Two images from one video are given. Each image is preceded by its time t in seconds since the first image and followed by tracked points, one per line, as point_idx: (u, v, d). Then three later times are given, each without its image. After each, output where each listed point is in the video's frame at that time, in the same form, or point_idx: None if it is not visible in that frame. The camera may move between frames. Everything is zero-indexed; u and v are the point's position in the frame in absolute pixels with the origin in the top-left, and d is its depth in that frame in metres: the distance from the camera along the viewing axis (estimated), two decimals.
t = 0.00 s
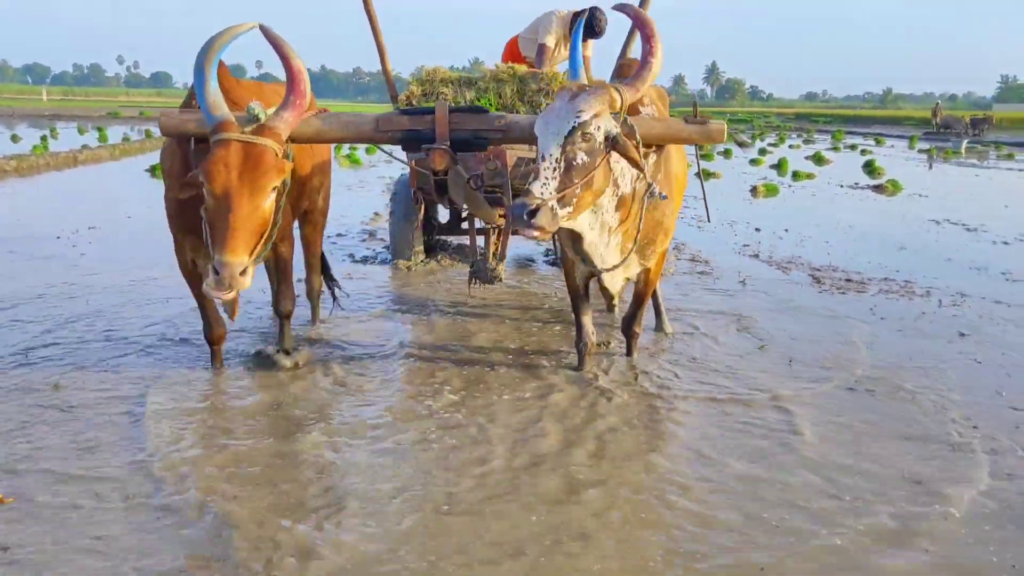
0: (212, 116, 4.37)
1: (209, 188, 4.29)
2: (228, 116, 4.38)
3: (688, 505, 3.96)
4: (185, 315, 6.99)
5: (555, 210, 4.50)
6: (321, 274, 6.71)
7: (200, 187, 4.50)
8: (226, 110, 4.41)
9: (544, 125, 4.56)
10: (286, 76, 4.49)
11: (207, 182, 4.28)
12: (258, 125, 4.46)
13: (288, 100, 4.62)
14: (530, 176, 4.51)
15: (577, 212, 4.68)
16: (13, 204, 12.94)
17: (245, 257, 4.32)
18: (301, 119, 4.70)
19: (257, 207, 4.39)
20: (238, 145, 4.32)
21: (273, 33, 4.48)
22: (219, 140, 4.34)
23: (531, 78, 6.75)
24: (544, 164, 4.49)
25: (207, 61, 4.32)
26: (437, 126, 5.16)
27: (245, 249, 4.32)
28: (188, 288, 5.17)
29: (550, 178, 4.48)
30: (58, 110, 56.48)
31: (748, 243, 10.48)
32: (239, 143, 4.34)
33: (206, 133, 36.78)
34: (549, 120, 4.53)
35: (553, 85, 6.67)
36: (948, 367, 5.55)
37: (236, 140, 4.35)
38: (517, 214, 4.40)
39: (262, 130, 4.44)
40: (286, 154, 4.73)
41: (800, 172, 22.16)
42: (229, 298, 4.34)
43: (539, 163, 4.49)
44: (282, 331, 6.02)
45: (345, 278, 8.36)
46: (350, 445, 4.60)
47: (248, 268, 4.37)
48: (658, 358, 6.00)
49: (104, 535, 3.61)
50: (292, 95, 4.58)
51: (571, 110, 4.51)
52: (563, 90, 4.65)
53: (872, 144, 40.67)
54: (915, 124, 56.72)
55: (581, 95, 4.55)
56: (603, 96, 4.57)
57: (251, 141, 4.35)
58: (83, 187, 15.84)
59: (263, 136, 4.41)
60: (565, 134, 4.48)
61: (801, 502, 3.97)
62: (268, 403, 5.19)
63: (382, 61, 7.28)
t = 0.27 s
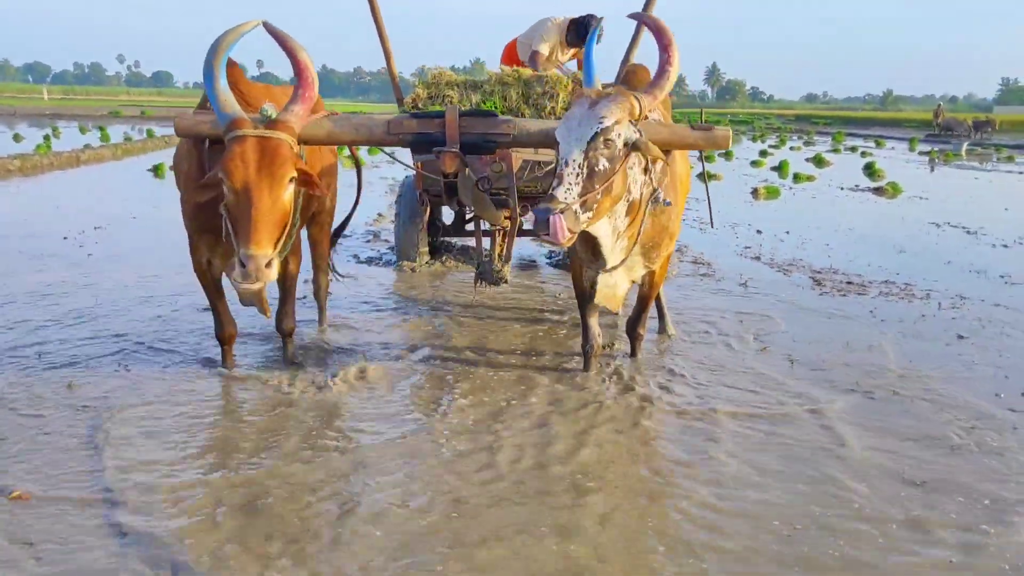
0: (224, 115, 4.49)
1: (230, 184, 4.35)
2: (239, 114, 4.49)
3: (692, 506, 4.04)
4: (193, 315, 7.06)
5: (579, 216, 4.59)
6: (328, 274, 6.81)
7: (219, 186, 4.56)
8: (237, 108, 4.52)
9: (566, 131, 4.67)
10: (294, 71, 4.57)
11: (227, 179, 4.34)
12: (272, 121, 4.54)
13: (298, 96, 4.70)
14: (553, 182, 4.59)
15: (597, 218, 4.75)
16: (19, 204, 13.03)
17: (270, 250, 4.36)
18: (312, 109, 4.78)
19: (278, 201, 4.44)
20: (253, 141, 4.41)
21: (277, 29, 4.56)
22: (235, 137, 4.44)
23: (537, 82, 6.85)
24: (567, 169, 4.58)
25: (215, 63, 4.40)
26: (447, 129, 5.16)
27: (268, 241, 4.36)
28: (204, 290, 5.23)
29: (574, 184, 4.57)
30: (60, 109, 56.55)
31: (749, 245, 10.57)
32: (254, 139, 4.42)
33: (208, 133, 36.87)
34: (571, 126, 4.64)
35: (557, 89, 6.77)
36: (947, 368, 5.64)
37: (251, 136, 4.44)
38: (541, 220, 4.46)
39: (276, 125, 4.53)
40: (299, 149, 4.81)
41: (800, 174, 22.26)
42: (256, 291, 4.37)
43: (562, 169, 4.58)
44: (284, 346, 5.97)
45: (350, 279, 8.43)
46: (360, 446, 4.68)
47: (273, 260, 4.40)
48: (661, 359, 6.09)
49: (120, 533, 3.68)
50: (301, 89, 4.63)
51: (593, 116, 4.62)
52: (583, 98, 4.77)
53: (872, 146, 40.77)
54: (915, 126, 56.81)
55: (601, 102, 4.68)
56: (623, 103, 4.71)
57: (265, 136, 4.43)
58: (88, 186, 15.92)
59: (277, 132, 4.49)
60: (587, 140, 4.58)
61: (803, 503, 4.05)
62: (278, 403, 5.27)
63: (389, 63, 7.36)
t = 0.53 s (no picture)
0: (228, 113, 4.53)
1: (232, 182, 4.38)
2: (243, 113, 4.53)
3: (685, 511, 4.08)
4: (188, 317, 7.07)
5: (581, 220, 4.65)
6: (324, 277, 6.84)
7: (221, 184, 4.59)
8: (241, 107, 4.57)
9: (569, 135, 4.74)
10: (298, 72, 4.60)
11: (229, 176, 4.37)
12: (274, 121, 4.57)
13: (301, 98, 4.73)
14: (556, 186, 4.65)
15: (598, 222, 4.82)
16: (14, 203, 13.01)
17: (270, 248, 4.38)
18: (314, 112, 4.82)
19: (280, 200, 4.46)
20: (256, 139, 4.43)
21: (284, 31, 4.61)
22: (238, 135, 4.46)
23: (533, 87, 6.90)
24: (570, 173, 4.65)
25: (221, 62, 4.47)
26: (446, 133, 5.23)
27: (269, 239, 4.37)
28: (202, 290, 5.25)
29: (576, 188, 4.64)
30: (54, 108, 56.38)
31: (742, 251, 10.62)
32: (257, 137, 4.44)
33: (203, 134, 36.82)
34: (574, 130, 4.72)
35: (554, 94, 6.82)
36: (935, 374, 5.70)
37: (254, 135, 4.46)
38: (544, 224, 4.51)
39: (279, 124, 4.56)
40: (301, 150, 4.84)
41: (793, 181, 22.36)
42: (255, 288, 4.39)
43: (565, 173, 4.65)
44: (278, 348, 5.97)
45: (346, 282, 8.45)
46: (355, 450, 4.70)
47: (273, 258, 4.41)
48: (654, 364, 6.13)
49: (117, 536, 3.69)
50: (305, 92, 4.69)
51: (597, 122, 4.70)
52: (586, 104, 4.85)
53: (866, 153, 40.95)
54: (909, 134, 57.08)
55: (604, 108, 4.77)
56: (626, 109, 4.80)
57: (269, 135, 4.46)
58: (83, 186, 15.91)
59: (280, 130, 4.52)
60: (591, 145, 4.66)
61: (795, 509, 4.09)
62: (274, 405, 5.29)
63: (386, 67, 7.41)
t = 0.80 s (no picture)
0: (227, 106, 4.55)
1: (231, 172, 4.40)
2: (242, 106, 4.55)
3: (673, 504, 4.12)
4: (185, 313, 7.10)
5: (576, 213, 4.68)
6: (320, 273, 6.87)
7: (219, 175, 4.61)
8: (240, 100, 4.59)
9: (568, 129, 4.81)
10: (297, 66, 4.63)
11: (229, 166, 4.40)
12: (273, 114, 4.59)
13: (300, 91, 4.76)
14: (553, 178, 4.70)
15: (593, 215, 4.84)
16: (10, 201, 13.01)
17: (269, 236, 4.40)
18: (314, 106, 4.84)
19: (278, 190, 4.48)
20: (256, 130, 4.45)
21: (283, 26, 4.64)
22: (237, 126, 4.48)
23: (530, 84, 6.92)
24: (567, 166, 4.69)
25: (221, 56, 4.49)
26: (443, 127, 5.26)
27: (268, 227, 4.39)
28: (198, 285, 5.25)
29: (573, 181, 4.68)
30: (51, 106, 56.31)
31: (738, 249, 10.66)
32: (257, 128, 4.46)
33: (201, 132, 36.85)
34: (573, 125, 4.78)
35: (550, 91, 6.85)
36: (926, 369, 5.74)
37: (253, 126, 4.47)
38: (538, 215, 4.50)
39: (278, 117, 4.58)
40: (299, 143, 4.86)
41: (790, 180, 22.41)
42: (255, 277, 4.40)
43: (562, 165, 4.69)
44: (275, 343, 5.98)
45: (342, 279, 8.48)
46: (350, 444, 4.74)
47: (272, 247, 4.43)
48: (649, 360, 6.16)
49: (110, 528, 3.73)
50: (304, 85, 4.71)
51: (596, 117, 4.75)
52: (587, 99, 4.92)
53: (862, 153, 41.04)
54: (906, 134, 57.20)
55: (604, 103, 4.83)
56: (625, 105, 4.85)
57: (268, 126, 4.48)
58: (80, 184, 15.90)
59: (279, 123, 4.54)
60: (589, 140, 4.72)
61: (783, 503, 4.13)
62: (271, 400, 5.32)
63: (383, 64, 7.44)
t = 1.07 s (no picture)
0: (233, 103, 4.56)
1: (239, 168, 4.43)
2: (247, 103, 4.57)
3: (672, 499, 4.15)
4: (187, 308, 7.13)
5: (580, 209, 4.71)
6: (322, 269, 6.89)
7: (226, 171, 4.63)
8: (245, 97, 4.60)
9: (574, 126, 4.84)
10: (301, 62, 4.66)
11: (236, 163, 4.42)
12: (278, 110, 4.61)
13: (304, 87, 4.79)
14: (557, 175, 4.73)
15: (598, 212, 4.88)
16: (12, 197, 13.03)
17: (277, 233, 4.43)
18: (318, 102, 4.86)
19: (285, 186, 4.52)
20: (262, 127, 4.47)
21: (287, 22, 4.66)
22: (243, 123, 4.50)
23: (531, 82, 6.95)
24: (572, 163, 4.72)
25: (225, 51, 4.53)
26: (448, 123, 5.36)
27: (276, 224, 4.43)
28: (203, 280, 5.29)
29: (577, 178, 4.71)
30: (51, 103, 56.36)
31: (738, 248, 10.69)
32: (263, 125, 4.49)
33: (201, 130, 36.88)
34: (580, 122, 4.81)
35: (551, 89, 6.88)
36: (924, 366, 5.78)
37: (260, 123, 4.50)
38: (542, 212, 4.52)
39: (283, 114, 4.61)
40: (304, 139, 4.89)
41: (789, 180, 22.45)
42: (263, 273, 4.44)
43: (567, 163, 4.72)
44: (277, 339, 6.01)
45: (343, 275, 8.50)
46: (351, 439, 4.77)
47: (280, 244, 4.46)
48: (649, 357, 6.19)
49: (113, 520, 3.75)
50: (309, 80, 4.73)
51: (602, 115, 4.78)
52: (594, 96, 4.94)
53: (862, 154, 41.08)
54: (905, 136, 57.27)
55: (611, 101, 4.85)
56: (632, 104, 4.87)
57: (274, 123, 4.50)
58: (81, 181, 15.92)
59: (284, 120, 4.57)
60: (594, 137, 4.75)
61: (781, 498, 4.16)
62: (272, 395, 5.35)
63: (386, 62, 7.46)
